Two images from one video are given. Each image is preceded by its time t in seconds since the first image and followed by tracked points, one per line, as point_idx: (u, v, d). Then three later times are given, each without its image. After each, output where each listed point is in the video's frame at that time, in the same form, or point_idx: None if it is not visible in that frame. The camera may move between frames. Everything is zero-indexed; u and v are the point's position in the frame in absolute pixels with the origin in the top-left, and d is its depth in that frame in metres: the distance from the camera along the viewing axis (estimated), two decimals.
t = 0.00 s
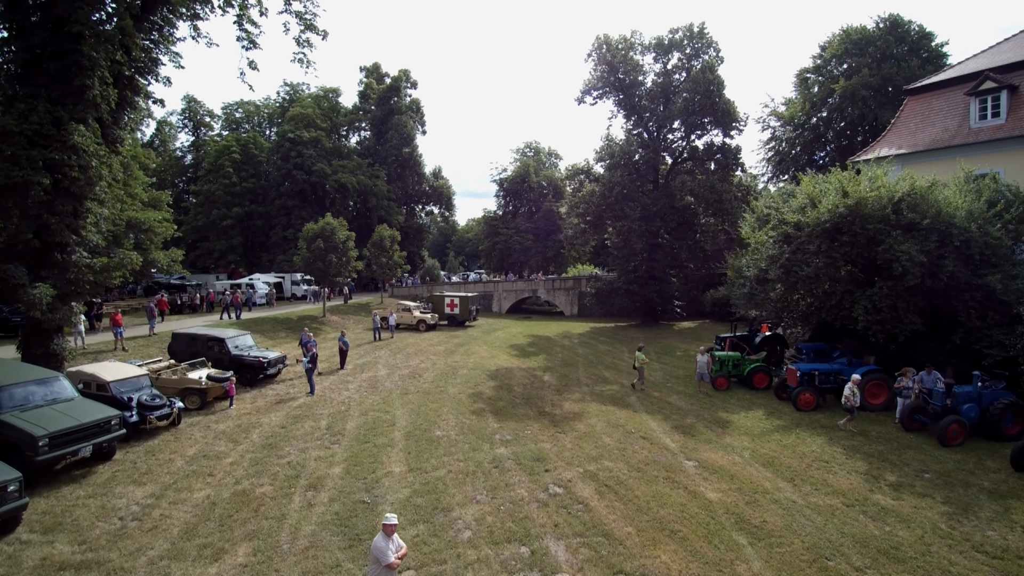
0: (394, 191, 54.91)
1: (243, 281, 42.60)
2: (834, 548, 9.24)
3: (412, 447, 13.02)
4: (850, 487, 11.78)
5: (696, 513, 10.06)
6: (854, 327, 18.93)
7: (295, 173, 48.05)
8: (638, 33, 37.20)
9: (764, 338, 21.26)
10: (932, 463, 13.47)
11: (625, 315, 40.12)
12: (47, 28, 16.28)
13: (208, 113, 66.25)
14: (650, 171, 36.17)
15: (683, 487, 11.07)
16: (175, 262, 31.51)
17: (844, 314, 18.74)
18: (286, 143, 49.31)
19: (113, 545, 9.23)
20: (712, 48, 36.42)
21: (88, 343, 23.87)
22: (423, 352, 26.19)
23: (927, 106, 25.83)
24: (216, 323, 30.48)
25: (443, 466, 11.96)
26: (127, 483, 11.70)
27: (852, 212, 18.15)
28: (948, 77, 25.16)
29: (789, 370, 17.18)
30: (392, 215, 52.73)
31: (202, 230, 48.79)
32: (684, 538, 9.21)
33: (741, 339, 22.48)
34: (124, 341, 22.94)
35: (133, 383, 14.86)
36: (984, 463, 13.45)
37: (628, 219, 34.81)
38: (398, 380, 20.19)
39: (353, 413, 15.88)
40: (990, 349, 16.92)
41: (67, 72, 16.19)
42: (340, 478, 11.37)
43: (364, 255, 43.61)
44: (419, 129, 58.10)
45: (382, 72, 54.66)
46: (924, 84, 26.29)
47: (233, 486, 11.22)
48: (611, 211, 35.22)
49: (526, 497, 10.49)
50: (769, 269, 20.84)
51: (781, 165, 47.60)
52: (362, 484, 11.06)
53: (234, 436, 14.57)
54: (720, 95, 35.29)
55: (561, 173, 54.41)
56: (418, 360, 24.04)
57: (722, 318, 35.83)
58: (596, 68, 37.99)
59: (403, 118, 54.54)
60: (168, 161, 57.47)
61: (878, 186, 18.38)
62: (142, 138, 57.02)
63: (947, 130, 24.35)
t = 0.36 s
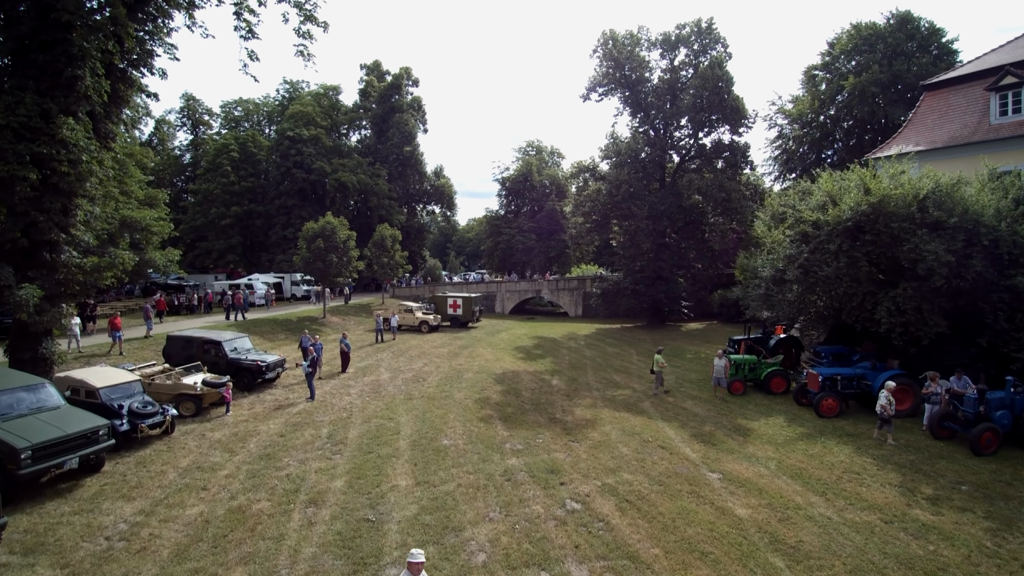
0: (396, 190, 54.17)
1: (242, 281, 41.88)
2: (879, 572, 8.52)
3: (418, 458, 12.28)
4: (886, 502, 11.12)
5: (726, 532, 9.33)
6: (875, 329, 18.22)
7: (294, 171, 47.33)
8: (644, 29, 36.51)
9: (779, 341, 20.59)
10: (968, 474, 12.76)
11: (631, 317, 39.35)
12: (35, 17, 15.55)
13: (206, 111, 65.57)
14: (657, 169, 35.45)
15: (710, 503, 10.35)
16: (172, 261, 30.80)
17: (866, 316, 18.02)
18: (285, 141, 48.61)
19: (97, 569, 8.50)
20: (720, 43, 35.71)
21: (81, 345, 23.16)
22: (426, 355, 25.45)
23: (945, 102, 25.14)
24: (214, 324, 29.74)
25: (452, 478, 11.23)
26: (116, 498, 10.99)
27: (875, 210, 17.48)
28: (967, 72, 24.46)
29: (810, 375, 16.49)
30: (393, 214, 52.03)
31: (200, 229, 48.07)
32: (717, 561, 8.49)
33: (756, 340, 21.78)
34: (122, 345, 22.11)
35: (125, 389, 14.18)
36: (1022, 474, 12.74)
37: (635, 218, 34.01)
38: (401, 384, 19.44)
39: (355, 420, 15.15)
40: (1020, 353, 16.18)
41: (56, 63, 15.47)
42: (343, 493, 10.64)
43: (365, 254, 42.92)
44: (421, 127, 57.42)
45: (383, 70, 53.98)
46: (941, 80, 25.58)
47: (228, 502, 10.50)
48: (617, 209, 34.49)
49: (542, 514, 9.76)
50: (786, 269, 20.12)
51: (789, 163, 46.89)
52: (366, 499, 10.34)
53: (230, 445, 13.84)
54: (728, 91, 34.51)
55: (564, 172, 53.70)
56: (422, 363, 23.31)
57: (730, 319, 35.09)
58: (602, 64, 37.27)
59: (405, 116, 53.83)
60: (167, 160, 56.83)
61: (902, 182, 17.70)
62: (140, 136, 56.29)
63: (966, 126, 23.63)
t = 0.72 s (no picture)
0: (396, 189, 53.34)
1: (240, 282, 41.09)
2: None
3: (422, 473, 11.47)
4: (927, 521, 10.32)
5: (762, 559, 8.52)
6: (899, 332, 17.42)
7: (292, 170, 46.52)
8: (650, 24, 35.73)
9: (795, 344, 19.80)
10: (1009, 488, 11.95)
11: (636, 318, 38.52)
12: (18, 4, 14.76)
13: (204, 110, 64.76)
14: (664, 168, 34.65)
15: (740, 524, 9.54)
16: (166, 262, 30.00)
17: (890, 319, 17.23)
18: (283, 139, 47.80)
19: None
20: (728, 39, 34.93)
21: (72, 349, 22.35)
22: (428, 358, 24.63)
23: (964, 97, 24.37)
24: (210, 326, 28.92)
25: (460, 496, 10.41)
26: (97, 519, 10.19)
27: (901, 208, 16.69)
28: (987, 66, 23.70)
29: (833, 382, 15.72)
30: (393, 214, 51.19)
31: (197, 229, 47.30)
32: None
33: (771, 344, 21.00)
34: (117, 350, 21.32)
35: (110, 398, 13.45)
36: None
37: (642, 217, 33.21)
38: (403, 390, 18.62)
39: (355, 430, 14.33)
40: None
41: (39, 53, 14.68)
42: (342, 513, 9.83)
43: (364, 255, 42.11)
44: (422, 126, 56.62)
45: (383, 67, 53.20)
46: (959, 75, 24.78)
47: (218, 524, 9.69)
48: (624, 208, 33.70)
49: (560, 538, 8.94)
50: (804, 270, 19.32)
51: (796, 162, 46.08)
52: (367, 521, 9.52)
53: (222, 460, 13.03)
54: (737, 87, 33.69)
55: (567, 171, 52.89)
56: (424, 367, 22.51)
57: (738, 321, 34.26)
58: (607, 60, 36.49)
59: (405, 115, 52.96)
60: (164, 159, 56.05)
61: (928, 179, 16.91)
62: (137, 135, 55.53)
63: (987, 122, 22.81)
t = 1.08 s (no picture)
0: (396, 188, 52.46)
1: (236, 283, 40.27)
2: None
3: (424, 489, 10.61)
4: (974, 544, 9.48)
5: None
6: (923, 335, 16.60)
7: (290, 168, 45.66)
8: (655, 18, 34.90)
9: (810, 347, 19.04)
10: None
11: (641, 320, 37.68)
12: None
13: (201, 108, 63.91)
14: (670, 165, 33.80)
15: (773, 550, 8.69)
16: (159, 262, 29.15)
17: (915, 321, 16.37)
18: (280, 137, 46.96)
19: None
20: (735, 33, 34.10)
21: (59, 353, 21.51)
22: (429, 362, 23.78)
23: (982, 92, 23.53)
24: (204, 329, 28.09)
25: (465, 516, 9.57)
26: (70, 543, 9.38)
27: (927, 204, 15.87)
28: (1007, 59, 22.85)
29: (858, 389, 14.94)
30: (392, 213, 50.32)
31: (194, 229, 46.50)
32: None
33: (786, 347, 20.21)
34: (107, 355, 20.47)
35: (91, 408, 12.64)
36: None
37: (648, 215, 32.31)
38: (402, 397, 17.77)
39: (352, 441, 13.49)
40: None
41: (16, 41, 13.86)
42: (336, 537, 8.99)
43: (363, 255, 41.27)
44: (421, 124, 55.75)
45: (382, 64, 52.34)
46: (978, 68, 23.94)
47: (201, 549, 8.87)
48: (629, 207, 32.77)
49: (576, 566, 8.09)
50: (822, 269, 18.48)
51: (803, 160, 45.21)
52: (364, 546, 8.68)
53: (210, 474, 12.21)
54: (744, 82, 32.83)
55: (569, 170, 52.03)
56: (425, 371, 21.65)
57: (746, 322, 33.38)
58: (611, 55, 35.66)
59: (405, 112, 52.08)
60: (161, 158, 55.23)
61: (955, 174, 16.07)
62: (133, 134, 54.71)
63: (1008, 116, 21.93)
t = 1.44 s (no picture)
0: (395, 187, 51.67)
1: (232, 283, 39.47)
2: None
3: (422, 506, 9.85)
4: (1019, 566, 8.73)
5: None
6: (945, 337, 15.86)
7: (287, 167, 44.89)
8: (660, 12, 34.13)
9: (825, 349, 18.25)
10: None
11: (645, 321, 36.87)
12: None
13: (198, 106, 63.13)
14: (675, 162, 33.04)
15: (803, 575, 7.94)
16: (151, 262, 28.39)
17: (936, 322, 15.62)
18: (277, 135, 46.18)
19: None
20: (741, 27, 33.33)
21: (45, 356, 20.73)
22: (428, 365, 23.01)
23: (999, 85, 22.75)
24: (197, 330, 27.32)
25: (466, 536, 8.81)
26: (37, 567, 8.64)
27: (951, 200, 15.12)
28: None
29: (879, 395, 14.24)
30: (391, 212, 49.56)
31: (189, 229, 45.73)
32: None
33: (799, 348, 19.48)
34: (95, 358, 19.69)
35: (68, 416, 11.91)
36: None
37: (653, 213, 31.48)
38: (400, 402, 17.01)
39: (346, 451, 12.73)
40: None
41: None
42: (325, 560, 8.24)
43: (361, 255, 40.49)
44: (421, 121, 54.96)
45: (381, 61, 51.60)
46: (994, 60, 23.16)
47: None
48: (633, 204, 31.93)
49: None
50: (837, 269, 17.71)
51: (808, 157, 44.42)
52: (355, 571, 7.93)
53: (194, 488, 11.47)
54: (751, 77, 32.04)
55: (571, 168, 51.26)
56: (424, 375, 20.87)
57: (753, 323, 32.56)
58: (615, 49, 34.93)
59: (403, 110, 51.31)
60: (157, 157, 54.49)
61: (980, 168, 15.31)
62: (129, 132, 53.99)
63: None
